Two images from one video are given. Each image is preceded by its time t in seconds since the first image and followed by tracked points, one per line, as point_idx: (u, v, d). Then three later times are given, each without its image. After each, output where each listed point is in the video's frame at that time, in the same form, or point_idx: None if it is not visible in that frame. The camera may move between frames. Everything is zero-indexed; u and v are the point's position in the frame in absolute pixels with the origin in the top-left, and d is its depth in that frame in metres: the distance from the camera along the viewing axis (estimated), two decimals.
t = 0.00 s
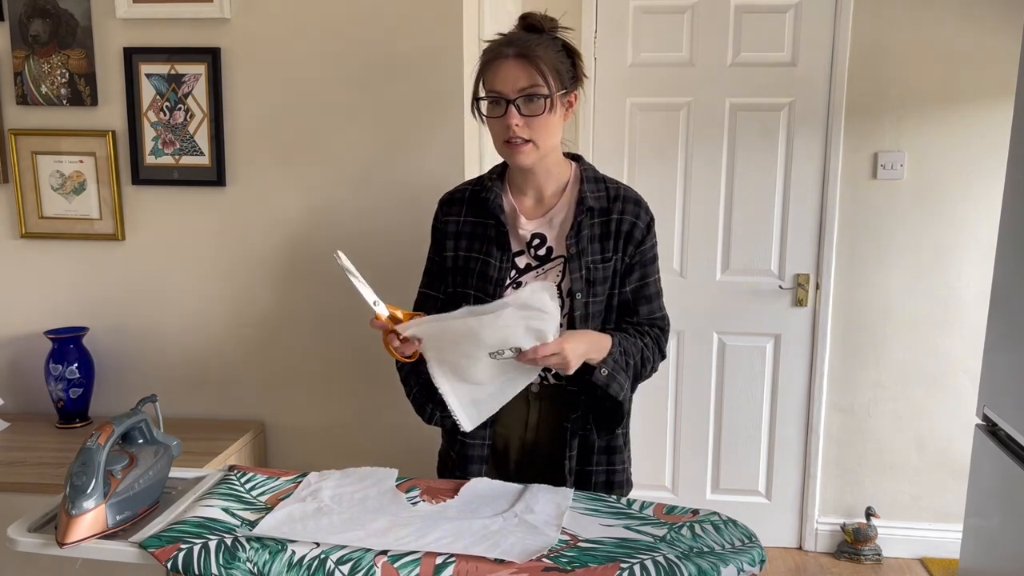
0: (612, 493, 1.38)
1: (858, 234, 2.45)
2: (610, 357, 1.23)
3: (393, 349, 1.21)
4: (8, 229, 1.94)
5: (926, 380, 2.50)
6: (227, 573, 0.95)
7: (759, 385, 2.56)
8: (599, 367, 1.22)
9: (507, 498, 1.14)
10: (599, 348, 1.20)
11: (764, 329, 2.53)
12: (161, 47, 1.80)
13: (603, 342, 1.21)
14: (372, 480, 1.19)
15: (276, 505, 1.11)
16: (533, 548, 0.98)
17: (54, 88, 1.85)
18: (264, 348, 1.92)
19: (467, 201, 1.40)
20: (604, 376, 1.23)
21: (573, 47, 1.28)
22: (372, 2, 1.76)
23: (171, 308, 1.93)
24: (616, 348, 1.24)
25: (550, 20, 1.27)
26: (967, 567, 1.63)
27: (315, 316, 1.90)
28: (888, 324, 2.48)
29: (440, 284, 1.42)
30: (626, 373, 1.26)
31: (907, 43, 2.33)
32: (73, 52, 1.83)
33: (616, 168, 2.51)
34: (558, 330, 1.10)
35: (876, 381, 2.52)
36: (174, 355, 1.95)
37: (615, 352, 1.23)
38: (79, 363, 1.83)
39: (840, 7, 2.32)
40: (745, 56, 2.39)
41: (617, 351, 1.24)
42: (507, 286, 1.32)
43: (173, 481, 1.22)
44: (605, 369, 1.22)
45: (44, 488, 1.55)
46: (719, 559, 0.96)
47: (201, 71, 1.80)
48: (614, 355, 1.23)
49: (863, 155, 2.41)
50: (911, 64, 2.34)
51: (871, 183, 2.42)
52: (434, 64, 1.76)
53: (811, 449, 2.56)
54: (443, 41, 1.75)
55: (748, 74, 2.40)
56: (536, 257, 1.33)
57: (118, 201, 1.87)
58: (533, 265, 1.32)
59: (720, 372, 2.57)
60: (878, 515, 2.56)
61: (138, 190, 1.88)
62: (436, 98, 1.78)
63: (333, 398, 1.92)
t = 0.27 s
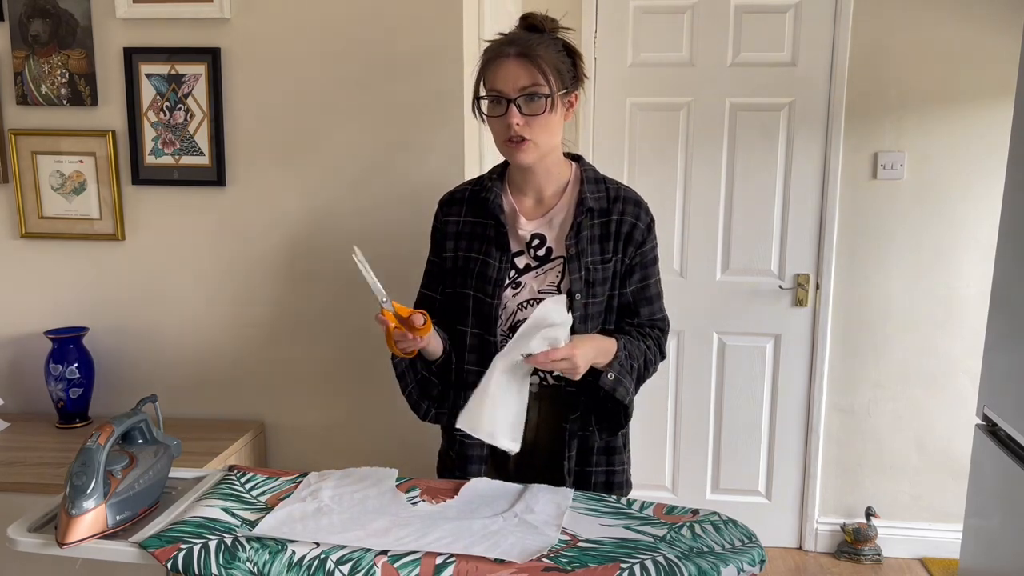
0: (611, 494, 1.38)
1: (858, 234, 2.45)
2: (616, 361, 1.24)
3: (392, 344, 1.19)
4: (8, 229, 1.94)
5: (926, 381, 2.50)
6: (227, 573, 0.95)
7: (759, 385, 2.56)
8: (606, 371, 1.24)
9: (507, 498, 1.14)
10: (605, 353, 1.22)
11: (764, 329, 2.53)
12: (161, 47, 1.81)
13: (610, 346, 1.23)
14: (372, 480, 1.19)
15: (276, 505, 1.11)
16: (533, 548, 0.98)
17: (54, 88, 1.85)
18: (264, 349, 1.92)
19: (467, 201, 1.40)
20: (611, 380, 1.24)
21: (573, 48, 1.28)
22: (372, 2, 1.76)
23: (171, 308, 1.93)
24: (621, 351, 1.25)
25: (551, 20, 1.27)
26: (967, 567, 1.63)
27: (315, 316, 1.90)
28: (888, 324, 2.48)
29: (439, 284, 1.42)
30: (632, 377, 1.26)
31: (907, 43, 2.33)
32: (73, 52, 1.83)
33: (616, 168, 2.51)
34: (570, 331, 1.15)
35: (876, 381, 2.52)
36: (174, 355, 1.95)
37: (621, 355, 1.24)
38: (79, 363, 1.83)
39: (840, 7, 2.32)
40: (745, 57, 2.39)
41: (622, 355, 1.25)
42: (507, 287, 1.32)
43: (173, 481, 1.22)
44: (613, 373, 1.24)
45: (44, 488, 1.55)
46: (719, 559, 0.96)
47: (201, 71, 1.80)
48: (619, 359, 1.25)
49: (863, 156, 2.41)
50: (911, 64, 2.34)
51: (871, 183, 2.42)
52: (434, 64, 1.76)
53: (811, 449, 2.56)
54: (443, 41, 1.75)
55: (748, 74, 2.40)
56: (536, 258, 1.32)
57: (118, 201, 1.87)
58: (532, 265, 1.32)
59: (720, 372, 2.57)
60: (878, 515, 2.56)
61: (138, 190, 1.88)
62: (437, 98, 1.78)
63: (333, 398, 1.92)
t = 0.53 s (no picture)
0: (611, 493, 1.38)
1: (858, 234, 2.45)
2: (620, 368, 1.24)
3: (437, 350, 1.18)
4: (8, 229, 1.94)
5: (925, 381, 2.50)
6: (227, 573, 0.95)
7: (759, 385, 2.56)
8: (611, 379, 1.24)
9: (507, 498, 1.14)
10: (606, 357, 1.23)
11: (764, 329, 2.53)
12: (161, 47, 1.80)
13: (612, 351, 1.24)
14: (372, 480, 1.19)
15: (276, 505, 1.11)
16: (533, 548, 0.98)
17: (54, 88, 1.85)
18: (264, 349, 1.92)
19: (464, 202, 1.39)
20: (615, 387, 1.24)
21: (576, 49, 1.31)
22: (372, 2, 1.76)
23: (171, 308, 1.93)
24: (624, 357, 1.25)
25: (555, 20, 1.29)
26: (967, 567, 1.63)
27: (315, 316, 1.90)
28: (888, 324, 2.48)
29: (439, 285, 1.43)
30: (635, 382, 1.26)
31: (907, 43, 2.33)
32: (73, 52, 1.83)
33: (616, 167, 2.51)
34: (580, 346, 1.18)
35: (876, 381, 2.52)
36: (173, 355, 1.95)
37: (624, 361, 1.25)
38: (79, 363, 1.83)
39: (840, 7, 2.32)
40: (745, 57, 2.39)
41: (625, 361, 1.25)
42: (505, 287, 1.32)
43: (173, 481, 1.22)
44: (617, 380, 1.24)
45: (44, 488, 1.55)
46: (719, 559, 0.96)
47: (200, 71, 1.80)
48: (623, 365, 1.25)
49: (862, 156, 2.41)
50: (911, 64, 2.34)
51: (871, 183, 2.42)
52: (434, 64, 1.76)
53: (811, 449, 2.56)
54: (443, 41, 1.75)
55: (748, 73, 2.40)
56: (533, 258, 1.32)
57: (118, 201, 1.87)
58: (530, 266, 1.32)
59: (720, 372, 2.57)
60: (878, 515, 2.56)
61: (138, 190, 1.88)
62: (436, 99, 1.78)
63: (333, 398, 1.93)
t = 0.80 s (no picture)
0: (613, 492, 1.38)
1: (858, 234, 2.45)
2: (616, 373, 1.24)
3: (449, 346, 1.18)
4: (8, 229, 1.94)
5: (925, 381, 2.50)
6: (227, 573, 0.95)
7: (759, 385, 2.56)
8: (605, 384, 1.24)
9: (507, 498, 1.14)
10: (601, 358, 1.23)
11: (764, 329, 2.53)
12: (161, 46, 1.80)
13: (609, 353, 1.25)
14: (372, 480, 1.19)
15: (276, 505, 1.11)
16: (533, 549, 0.98)
17: (54, 88, 1.85)
18: (264, 349, 1.93)
19: (463, 202, 1.39)
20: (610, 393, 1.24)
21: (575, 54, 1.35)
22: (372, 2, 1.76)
23: (171, 308, 1.93)
24: (620, 360, 1.26)
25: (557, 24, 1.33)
26: (967, 567, 1.63)
27: (314, 316, 1.90)
28: (888, 324, 2.48)
29: (439, 286, 1.43)
30: (630, 385, 1.27)
31: (907, 42, 2.33)
32: (73, 52, 1.83)
33: (616, 167, 2.51)
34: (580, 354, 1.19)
35: (876, 381, 2.52)
36: (173, 355, 1.95)
37: (620, 364, 1.25)
38: (79, 363, 1.83)
39: (840, 7, 2.32)
40: (745, 56, 2.39)
41: (621, 364, 1.26)
42: (505, 288, 1.32)
43: (173, 481, 1.22)
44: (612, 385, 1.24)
45: (43, 488, 1.55)
46: (719, 559, 0.96)
47: (200, 71, 1.80)
48: (619, 368, 1.25)
49: (862, 156, 2.41)
50: (911, 64, 2.34)
51: (871, 183, 2.42)
52: (434, 64, 1.76)
53: (811, 449, 2.56)
54: (443, 41, 1.75)
55: (748, 73, 2.40)
56: (534, 258, 1.32)
57: (118, 201, 1.87)
58: (530, 267, 1.32)
59: (720, 372, 2.57)
60: (878, 515, 2.56)
61: (138, 190, 1.88)
62: (436, 99, 1.78)
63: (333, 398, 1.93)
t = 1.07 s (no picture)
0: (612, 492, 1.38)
1: (858, 234, 2.45)
2: (621, 369, 1.24)
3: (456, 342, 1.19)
4: (8, 229, 1.94)
5: (925, 380, 2.50)
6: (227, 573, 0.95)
7: (759, 385, 2.56)
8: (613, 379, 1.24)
9: (507, 498, 1.14)
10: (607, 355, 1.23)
11: (764, 329, 2.53)
12: (161, 46, 1.80)
13: (613, 351, 1.25)
14: (372, 480, 1.19)
15: (276, 505, 1.11)
16: (533, 548, 0.98)
17: (54, 88, 1.85)
18: (264, 349, 1.93)
19: (464, 202, 1.39)
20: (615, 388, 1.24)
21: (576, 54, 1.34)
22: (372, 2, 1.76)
23: (171, 308, 1.93)
24: (624, 357, 1.26)
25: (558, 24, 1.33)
26: (967, 567, 1.63)
27: (315, 317, 1.90)
28: (888, 325, 2.48)
29: (439, 286, 1.43)
30: (635, 382, 1.27)
31: (906, 42, 2.33)
32: (73, 52, 1.83)
33: (616, 167, 2.51)
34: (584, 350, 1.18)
35: (876, 381, 2.52)
36: (173, 355, 1.95)
37: (624, 361, 1.25)
38: (79, 363, 1.83)
39: (840, 7, 2.32)
40: (744, 57, 2.39)
41: (626, 361, 1.26)
42: (506, 288, 1.32)
43: (173, 481, 1.22)
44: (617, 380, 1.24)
45: (43, 488, 1.55)
46: (719, 559, 0.96)
47: (200, 71, 1.80)
48: (623, 365, 1.25)
49: (862, 156, 2.41)
50: (911, 64, 2.34)
51: (871, 183, 2.42)
52: (434, 64, 1.76)
53: (811, 449, 2.56)
54: (443, 41, 1.75)
55: (748, 73, 2.40)
56: (535, 258, 1.32)
57: (118, 201, 1.87)
58: (531, 267, 1.32)
59: (720, 372, 2.57)
60: (878, 515, 2.56)
61: (137, 190, 1.88)
62: (436, 99, 1.78)
63: (333, 398, 1.93)
